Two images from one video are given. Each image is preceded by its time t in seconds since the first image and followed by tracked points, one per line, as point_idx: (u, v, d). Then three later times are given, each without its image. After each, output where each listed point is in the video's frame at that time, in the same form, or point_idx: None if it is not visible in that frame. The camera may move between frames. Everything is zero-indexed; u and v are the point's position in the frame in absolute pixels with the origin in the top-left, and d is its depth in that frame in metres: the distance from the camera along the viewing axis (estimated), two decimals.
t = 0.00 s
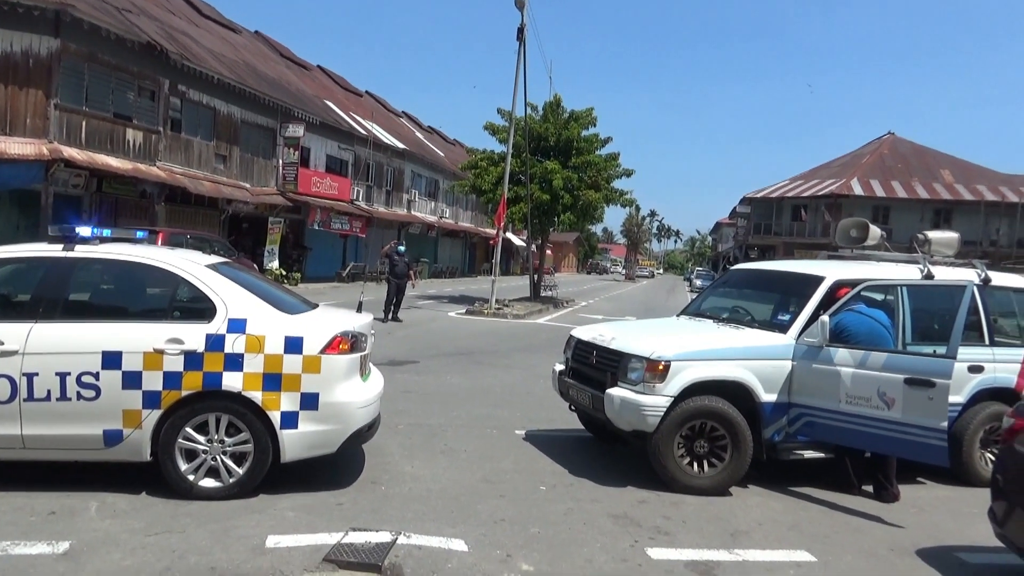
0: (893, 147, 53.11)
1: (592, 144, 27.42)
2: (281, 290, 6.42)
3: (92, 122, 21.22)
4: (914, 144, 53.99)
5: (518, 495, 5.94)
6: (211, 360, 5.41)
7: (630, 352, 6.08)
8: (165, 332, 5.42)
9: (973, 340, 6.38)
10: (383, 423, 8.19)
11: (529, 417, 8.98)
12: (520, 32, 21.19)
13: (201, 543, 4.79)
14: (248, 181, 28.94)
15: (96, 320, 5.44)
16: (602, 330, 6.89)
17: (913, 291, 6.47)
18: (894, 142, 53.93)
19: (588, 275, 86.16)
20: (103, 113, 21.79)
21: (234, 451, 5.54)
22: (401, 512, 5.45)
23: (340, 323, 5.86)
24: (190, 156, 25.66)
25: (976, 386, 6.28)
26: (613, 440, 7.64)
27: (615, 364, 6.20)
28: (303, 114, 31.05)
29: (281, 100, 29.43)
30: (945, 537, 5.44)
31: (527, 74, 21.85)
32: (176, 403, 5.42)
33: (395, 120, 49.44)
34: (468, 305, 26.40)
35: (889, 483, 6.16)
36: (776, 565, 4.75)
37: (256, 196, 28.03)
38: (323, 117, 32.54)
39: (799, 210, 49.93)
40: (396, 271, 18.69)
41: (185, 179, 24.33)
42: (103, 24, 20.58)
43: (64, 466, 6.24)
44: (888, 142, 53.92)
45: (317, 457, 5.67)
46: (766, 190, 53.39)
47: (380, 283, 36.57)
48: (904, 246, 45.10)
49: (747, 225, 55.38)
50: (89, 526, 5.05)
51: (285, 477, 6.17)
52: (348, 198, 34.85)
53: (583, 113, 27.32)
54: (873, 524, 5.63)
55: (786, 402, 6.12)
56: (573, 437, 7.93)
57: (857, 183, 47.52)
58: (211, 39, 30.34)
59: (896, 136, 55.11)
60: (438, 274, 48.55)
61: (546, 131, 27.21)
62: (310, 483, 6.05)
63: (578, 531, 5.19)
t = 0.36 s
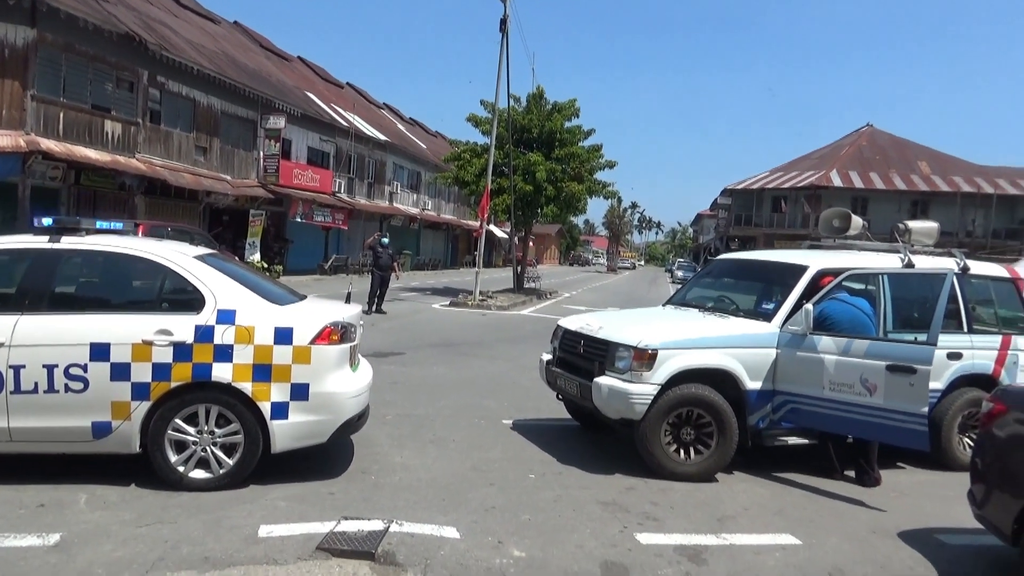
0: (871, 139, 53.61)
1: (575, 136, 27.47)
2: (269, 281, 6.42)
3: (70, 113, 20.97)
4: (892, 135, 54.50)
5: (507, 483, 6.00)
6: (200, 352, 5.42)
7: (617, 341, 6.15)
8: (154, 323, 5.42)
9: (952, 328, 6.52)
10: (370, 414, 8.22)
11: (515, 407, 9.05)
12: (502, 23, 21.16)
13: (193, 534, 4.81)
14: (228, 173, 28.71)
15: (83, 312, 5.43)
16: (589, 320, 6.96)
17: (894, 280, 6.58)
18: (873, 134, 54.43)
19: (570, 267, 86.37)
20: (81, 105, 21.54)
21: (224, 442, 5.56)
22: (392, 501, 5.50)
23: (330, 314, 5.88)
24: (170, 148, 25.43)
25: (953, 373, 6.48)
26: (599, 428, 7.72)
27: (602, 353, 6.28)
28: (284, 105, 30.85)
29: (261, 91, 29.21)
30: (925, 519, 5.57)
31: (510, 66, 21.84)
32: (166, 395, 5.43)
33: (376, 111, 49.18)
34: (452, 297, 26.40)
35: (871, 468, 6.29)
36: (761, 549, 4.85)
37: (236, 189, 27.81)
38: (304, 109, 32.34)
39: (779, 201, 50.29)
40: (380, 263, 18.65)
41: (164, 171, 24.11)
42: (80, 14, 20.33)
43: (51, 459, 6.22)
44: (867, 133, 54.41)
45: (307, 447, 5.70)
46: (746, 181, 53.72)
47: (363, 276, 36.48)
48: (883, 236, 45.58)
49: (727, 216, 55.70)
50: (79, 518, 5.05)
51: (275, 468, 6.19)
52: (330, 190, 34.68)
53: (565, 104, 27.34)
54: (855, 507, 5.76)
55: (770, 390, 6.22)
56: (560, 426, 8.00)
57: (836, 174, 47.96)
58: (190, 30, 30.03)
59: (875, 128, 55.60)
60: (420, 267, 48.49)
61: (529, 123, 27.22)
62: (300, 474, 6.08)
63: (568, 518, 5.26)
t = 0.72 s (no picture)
0: (832, 126, 54.43)
1: (542, 123, 27.49)
2: (238, 269, 6.39)
3: (25, 100, 20.48)
4: (852, 123, 55.37)
5: (481, 468, 6.07)
6: (170, 341, 5.39)
7: (588, 326, 6.24)
8: (122, 313, 5.38)
9: (910, 310, 6.74)
10: (341, 402, 8.23)
11: (486, 393, 9.12)
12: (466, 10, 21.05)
13: (167, 524, 4.80)
14: (190, 161, 28.25)
15: (48, 303, 5.37)
16: (559, 306, 7.03)
17: (855, 265, 6.76)
18: (833, 121, 55.25)
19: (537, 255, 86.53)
20: (36, 92, 21.05)
21: (196, 432, 5.54)
22: (366, 488, 5.54)
23: (301, 302, 5.88)
24: (129, 136, 24.96)
25: (912, 353, 6.70)
26: (570, 413, 7.82)
27: (573, 338, 6.36)
28: (246, 92, 30.41)
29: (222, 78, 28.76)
30: (886, 495, 5.76)
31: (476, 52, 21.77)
32: (135, 385, 5.40)
33: (340, 98, 48.65)
34: (420, 285, 26.34)
35: (834, 447, 6.47)
36: (730, 527, 4.98)
37: (198, 177, 27.40)
38: (267, 96, 31.91)
39: (742, 188, 50.86)
40: (347, 252, 18.55)
41: (124, 159, 23.67)
42: None
43: (16, 452, 6.14)
44: (827, 121, 55.22)
45: (281, 435, 5.70)
46: (711, 168, 54.23)
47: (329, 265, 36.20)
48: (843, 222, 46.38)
49: (692, 203, 56.22)
50: (49, 511, 5.01)
51: (247, 457, 6.19)
52: (295, 178, 34.31)
53: (531, 91, 27.33)
54: (818, 485, 5.93)
55: (737, 372, 6.36)
56: (531, 412, 8.09)
57: (798, 162, 48.64)
58: (148, 15, 29.42)
59: (835, 116, 56.42)
60: (387, 255, 48.26)
61: (495, 110, 27.17)
62: (273, 462, 6.09)
63: (540, 500, 5.35)
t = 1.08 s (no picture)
0: (799, 116, 55.02)
1: (514, 114, 27.48)
2: (210, 262, 6.33)
3: None
4: (819, 113, 56.01)
5: (458, 459, 6.11)
6: (143, 337, 5.35)
7: (563, 316, 6.29)
8: (93, 308, 5.33)
9: (876, 297, 6.89)
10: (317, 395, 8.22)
11: (462, 384, 9.14)
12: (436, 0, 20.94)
13: (143, 520, 4.78)
14: (157, 154, 27.86)
15: (17, 299, 5.30)
16: (534, 296, 7.08)
17: (823, 253, 6.88)
18: (801, 111, 55.85)
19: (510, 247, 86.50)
20: None
21: (171, 427, 5.51)
22: (343, 480, 5.56)
23: (276, 295, 5.86)
24: (94, 129, 24.54)
25: (880, 339, 6.86)
26: (546, 403, 7.87)
27: (549, 329, 6.41)
28: (214, 84, 30.03)
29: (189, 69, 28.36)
30: (854, 477, 5.90)
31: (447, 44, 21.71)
32: (108, 380, 5.35)
33: (310, 90, 48.16)
34: (393, 278, 26.26)
35: (804, 432, 6.59)
36: (704, 512, 5.07)
37: (166, 170, 27.03)
38: (235, 87, 31.54)
39: (713, 178, 51.26)
40: (319, 245, 18.42)
41: (89, 152, 23.30)
42: None
43: None
44: (795, 111, 55.79)
45: (257, 429, 5.69)
46: (682, 159, 54.59)
47: (301, 258, 35.93)
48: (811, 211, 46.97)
49: (664, 194, 56.56)
50: (21, 510, 4.96)
51: (223, 451, 6.17)
52: (265, 171, 33.98)
53: (503, 83, 27.29)
54: (789, 469, 6.05)
55: (709, 359, 6.46)
56: (507, 403, 8.13)
57: (767, 152, 49.15)
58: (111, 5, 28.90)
59: (803, 106, 57.03)
60: (359, 248, 48.01)
61: (467, 101, 27.10)
62: (250, 457, 6.08)
63: (517, 490, 5.40)
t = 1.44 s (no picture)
0: (772, 113, 55.52)
1: (489, 110, 27.45)
2: (182, 260, 6.25)
3: None
4: (792, 110, 56.55)
5: (435, 456, 6.11)
6: (113, 335, 5.28)
7: (538, 313, 6.31)
8: (62, 307, 5.25)
9: (847, 292, 6.99)
10: (292, 393, 8.17)
11: (439, 381, 9.13)
12: None
13: (115, 521, 4.73)
14: (128, 149, 27.47)
15: None
16: (510, 293, 7.08)
17: (795, 249, 6.96)
18: (774, 108, 56.35)
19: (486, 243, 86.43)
20: None
21: (143, 427, 5.44)
22: (318, 478, 5.54)
23: (249, 293, 5.80)
24: (62, 123, 24.16)
25: (850, 333, 6.96)
26: (522, 399, 7.89)
27: (524, 325, 6.42)
28: (186, 78, 29.66)
29: (160, 64, 28.00)
30: (826, 470, 5.98)
31: (422, 40, 21.60)
32: (78, 380, 5.28)
33: (283, 85, 47.73)
34: (369, 275, 26.14)
35: (776, 425, 6.67)
36: (678, 506, 5.11)
37: (137, 166, 26.66)
38: (207, 82, 31.18)
39: (687, 174, 51.60)
40: (294, 241, 18.26)
41: (58, 148, 22.93)
42: None
43: None
44: (768, 108, 56.28)
45: (231, 428, 5.64)
46: (657, 155, 54.85)
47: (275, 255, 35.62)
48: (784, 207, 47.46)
49: (639, 190, 56.81)
50: None
51: (197, 450, 6.11)
52: (238, 167, 33.64)
53: (479, 78, 27.24)
54: (762, 463, 6.12)
55: (684, 355, 6.51)
56: (483, 399, 8.14)
57: (740, 148, 49.55)
58: None
59: (776, 103, 57.52)
60: (335, 245, 47.72)
61: (442, 97, 27.02)
62: (224, 456, 6.02)
63: (493, 486, 5.41)
